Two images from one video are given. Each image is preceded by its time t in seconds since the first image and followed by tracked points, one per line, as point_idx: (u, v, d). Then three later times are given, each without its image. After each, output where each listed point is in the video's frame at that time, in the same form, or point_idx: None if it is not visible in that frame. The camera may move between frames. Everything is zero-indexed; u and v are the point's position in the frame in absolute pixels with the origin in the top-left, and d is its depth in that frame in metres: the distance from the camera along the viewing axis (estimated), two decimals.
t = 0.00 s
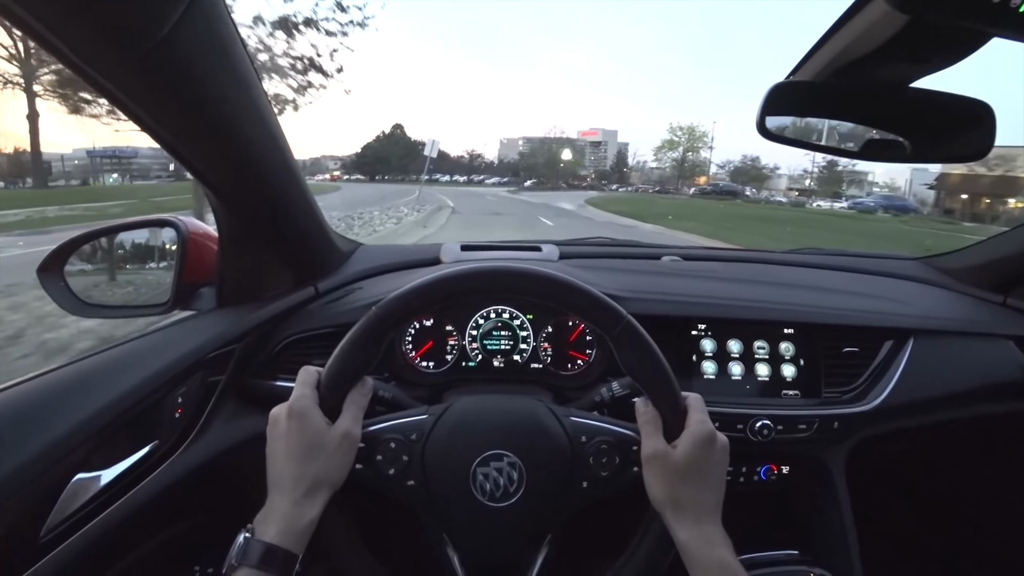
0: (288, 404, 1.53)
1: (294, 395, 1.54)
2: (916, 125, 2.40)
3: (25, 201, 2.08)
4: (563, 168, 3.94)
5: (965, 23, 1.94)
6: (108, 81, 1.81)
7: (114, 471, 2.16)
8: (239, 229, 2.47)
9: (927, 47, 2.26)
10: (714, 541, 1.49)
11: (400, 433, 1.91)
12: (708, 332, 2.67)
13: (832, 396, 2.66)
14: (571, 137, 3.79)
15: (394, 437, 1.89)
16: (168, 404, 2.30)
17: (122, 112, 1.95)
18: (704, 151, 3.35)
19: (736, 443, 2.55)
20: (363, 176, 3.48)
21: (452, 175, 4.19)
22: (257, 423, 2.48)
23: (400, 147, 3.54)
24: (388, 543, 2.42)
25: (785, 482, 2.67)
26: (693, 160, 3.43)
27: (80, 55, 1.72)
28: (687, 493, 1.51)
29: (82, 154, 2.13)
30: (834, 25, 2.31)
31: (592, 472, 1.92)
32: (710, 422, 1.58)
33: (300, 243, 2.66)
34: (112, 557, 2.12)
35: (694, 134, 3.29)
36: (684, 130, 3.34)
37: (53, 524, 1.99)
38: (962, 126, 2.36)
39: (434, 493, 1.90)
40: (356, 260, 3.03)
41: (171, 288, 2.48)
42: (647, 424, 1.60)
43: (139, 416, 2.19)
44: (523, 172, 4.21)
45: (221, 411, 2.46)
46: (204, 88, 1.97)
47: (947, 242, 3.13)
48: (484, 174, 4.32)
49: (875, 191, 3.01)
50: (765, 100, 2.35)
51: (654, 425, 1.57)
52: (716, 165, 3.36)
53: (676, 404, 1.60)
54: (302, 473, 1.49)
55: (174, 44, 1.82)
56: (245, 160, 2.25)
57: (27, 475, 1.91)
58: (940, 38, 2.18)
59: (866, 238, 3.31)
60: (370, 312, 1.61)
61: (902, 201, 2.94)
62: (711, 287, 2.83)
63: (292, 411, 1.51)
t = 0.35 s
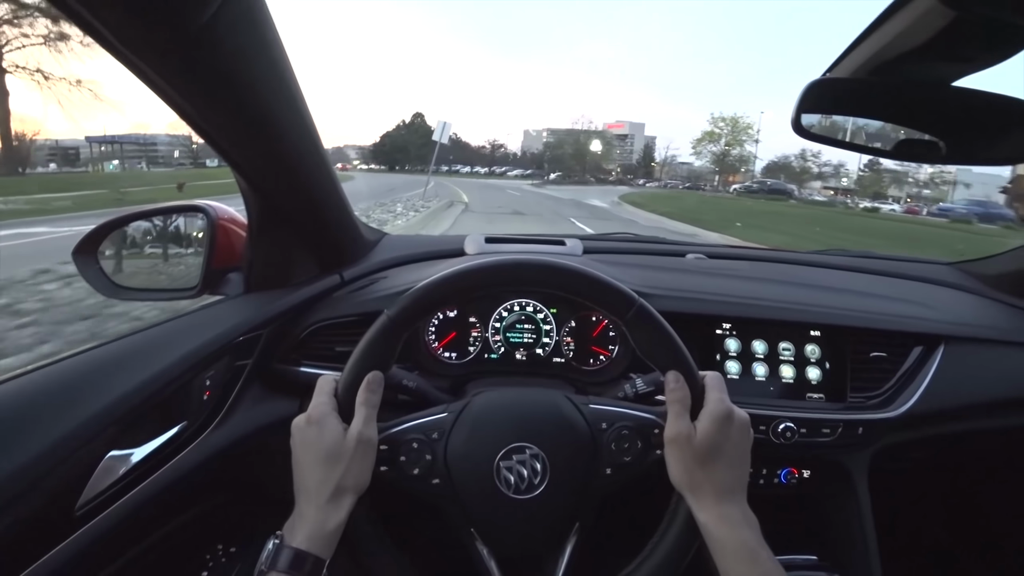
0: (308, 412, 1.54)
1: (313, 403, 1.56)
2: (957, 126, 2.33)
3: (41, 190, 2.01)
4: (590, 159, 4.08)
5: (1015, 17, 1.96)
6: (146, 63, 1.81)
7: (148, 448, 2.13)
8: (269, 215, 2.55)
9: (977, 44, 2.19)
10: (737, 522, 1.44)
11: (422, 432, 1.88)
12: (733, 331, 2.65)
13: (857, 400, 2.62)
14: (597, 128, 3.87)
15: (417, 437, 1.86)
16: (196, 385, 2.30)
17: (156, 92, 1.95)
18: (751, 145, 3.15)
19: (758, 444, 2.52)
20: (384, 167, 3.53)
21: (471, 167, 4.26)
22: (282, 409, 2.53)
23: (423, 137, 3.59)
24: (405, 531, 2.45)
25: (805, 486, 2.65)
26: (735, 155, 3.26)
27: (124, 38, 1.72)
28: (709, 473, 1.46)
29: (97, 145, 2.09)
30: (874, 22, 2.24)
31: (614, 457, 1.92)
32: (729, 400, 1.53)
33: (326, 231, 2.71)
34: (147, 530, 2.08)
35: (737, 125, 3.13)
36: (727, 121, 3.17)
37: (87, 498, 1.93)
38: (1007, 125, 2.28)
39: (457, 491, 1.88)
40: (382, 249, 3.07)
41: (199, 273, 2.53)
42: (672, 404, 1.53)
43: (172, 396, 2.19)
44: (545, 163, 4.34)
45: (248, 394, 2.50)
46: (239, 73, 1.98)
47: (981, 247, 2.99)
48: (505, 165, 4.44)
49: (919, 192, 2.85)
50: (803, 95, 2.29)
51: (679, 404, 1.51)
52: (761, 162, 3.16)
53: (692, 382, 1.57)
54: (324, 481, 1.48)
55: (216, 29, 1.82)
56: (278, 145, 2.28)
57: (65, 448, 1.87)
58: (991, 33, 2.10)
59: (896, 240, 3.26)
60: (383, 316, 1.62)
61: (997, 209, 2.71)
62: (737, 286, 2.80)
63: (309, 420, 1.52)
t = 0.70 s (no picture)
0: (325, 416, 1.54)
1: (330, 407, 1.56)
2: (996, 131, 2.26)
3: (85, 186, 2.06)
4: (622, 154, 3.81)
5: None
6: (184, 52, 1.80)
7: (172, 430, 2.14)
8: (294, 203, 2.59)
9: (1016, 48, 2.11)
10: (756, 507, 1.39)
11: (440, 430, 1.86)
12: (753, 333, 2.63)
13: (878, 407, 2.60)
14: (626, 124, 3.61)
15: (436, 437, 1.84)
16: (221, 370, 2.33)
17: (189, 81, 1.94)
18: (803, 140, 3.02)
19: (776, 448, 2.51)
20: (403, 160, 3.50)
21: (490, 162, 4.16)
22: (303, 396, 2.56)
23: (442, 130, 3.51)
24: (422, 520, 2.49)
25: (821, 490, 2.66)
26: (783, 153, 3.20)
27: (163, 30, 1.71)
28: (729, 458, 1.42)
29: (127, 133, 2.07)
30: (913, 22, 2.18)
31: (632, 445, 1.90)
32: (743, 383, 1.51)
33: (348, 221, 2.74)
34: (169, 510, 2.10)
35: (786, 122, 3.06)
36: (777, 116, 3.11)
37: (116, 476, 1.95)
38: None
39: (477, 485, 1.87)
40: (403, 241, 3.10)
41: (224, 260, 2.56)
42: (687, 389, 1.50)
43: (196, 378, 2.20)
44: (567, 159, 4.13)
45: (270, 380, 2.53)
46: (270, 61, 1.96)
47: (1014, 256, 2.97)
48: (529, 162, 4.26)
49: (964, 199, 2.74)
50: (836, 95, 2.24)
51: (694, 388, 1.47)
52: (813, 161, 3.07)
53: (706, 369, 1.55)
54: (343, 482, 1.48)
55: (252, 23, 1.81)
56: (307, 135, 2.30)
57: (98, 425, 1.88)
58: None
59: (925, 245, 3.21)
60: (393, 320, 1.64)
61: None
62: (758, 287, 2.78)
63: (326, 423, 1.52)
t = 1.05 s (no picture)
0: (328, 438, 1.54)
1: (333, 429, 1.56)
2: (1012, 126, 2.20)
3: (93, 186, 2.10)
4: (645, 150, 3.54)
5: None
6: (189, 49, 1.79)
7: (181, 426, 2.16)
8: (301, 200, 2.60)
9: None
10: (760, 486, 1.31)
11: (443, 439, 1.83)
12: (762, 331, 2.62)
13: (888, 406, 2.57)
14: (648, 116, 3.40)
15: (439, 445, 1.82)
16: (230, 367, 2.35)
17: (193, 77, 1.93)
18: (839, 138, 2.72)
19: (784, 447, 2.50)
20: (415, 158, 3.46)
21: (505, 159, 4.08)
22: (312, 392, 2.59)
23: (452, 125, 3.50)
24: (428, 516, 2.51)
25: (830, 490, 2.65)
26: (833, 147, 2.86)
27: (168, 28, 1.70)
28: (730, 438, 1.33)
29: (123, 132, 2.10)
30: (924, 16, 2.15)
31: (636, 434, 1.90)
32: (741, 358, 1.42)
33: (354, 219, 2.74)
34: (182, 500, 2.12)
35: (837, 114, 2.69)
36: (824, 106, 2.73)
37: (127, 470, 1.96)
38: None
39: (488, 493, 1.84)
40: (411, 239, 3.11)
41: (233, 257, 2.59)
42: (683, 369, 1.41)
43: (204, 375, 2.22)
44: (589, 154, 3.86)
45: (278, 376, 2.56)
46: (274, 56, 1.94)
47: None
48: (545, 159, 4.10)
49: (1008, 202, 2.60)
50: (841, 93, 2.22)
51: (690, 367, 1.38)
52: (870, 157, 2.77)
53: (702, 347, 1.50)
54: (351, 500, 1.49)
55: (257, 19, 1.80)
56: (312, 133, 2.29)
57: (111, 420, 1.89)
58: None
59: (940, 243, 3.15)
60: (386, 335, 1.59)
61: None
62: (768, 285, 2.75)
63: (330, 445, 1.52)
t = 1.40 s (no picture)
0: (332, 457, 1.54)
1: (336, 447, 1.55)
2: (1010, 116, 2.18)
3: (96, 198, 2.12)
4: (665, 144, 3.49)
5: None
6: (185, 66, 1.82)
7: (188, 435, 2.18)
8: (303, 209, 2.63)
9: None
10: (760, 473, 1.28)
11: (446, 449, 1.83)
12: (763, 328, 2.62)
13: (893, 400, 2.56)
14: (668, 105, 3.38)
15: (443, 456, 1.82)
16: (234, 376, 2.36)
17: (188, 90, 1.95)
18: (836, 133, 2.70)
19: (789, 444, 2.49)
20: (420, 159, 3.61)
21: (513, 159, 4.15)
22: (317, 399, 2.61)
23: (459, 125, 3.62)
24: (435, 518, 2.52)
25: (836, 485, 2.66)
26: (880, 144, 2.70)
27: (164, 46, 1.73)
28: (726, 427, 1.31)
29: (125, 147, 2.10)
30: (921, 3, 2.14)
31: (637, 430, 1.90)
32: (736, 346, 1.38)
33: (355, 226, 2.76)
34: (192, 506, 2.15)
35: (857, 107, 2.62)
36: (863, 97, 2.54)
37: (135, 480, 1.98)
38: None
39: (493, 498, 1.83)
40: (412, 244, 3.13)
41: (237, 266, 2.61)
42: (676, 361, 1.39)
43: (209, 384, 2.24)
44: (603, 149, 3.78)
45: (283, 384, 2.58)
46: (268, 67, 1.94)
47: None
48: (553, 158, 4.11)
49: None
50: (836, 85, 2.20)
51: (685, 359, 1.37)
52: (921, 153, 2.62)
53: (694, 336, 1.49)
54: (358, 516, 1.49)
55: (254, 33, 1.82)
56: (309, 142, 2.31)
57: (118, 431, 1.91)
58: None
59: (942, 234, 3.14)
60: (383, 352, 1.61)
61: None
62: (769, 282, 2.75)
63: (334, 463, 1.52)
